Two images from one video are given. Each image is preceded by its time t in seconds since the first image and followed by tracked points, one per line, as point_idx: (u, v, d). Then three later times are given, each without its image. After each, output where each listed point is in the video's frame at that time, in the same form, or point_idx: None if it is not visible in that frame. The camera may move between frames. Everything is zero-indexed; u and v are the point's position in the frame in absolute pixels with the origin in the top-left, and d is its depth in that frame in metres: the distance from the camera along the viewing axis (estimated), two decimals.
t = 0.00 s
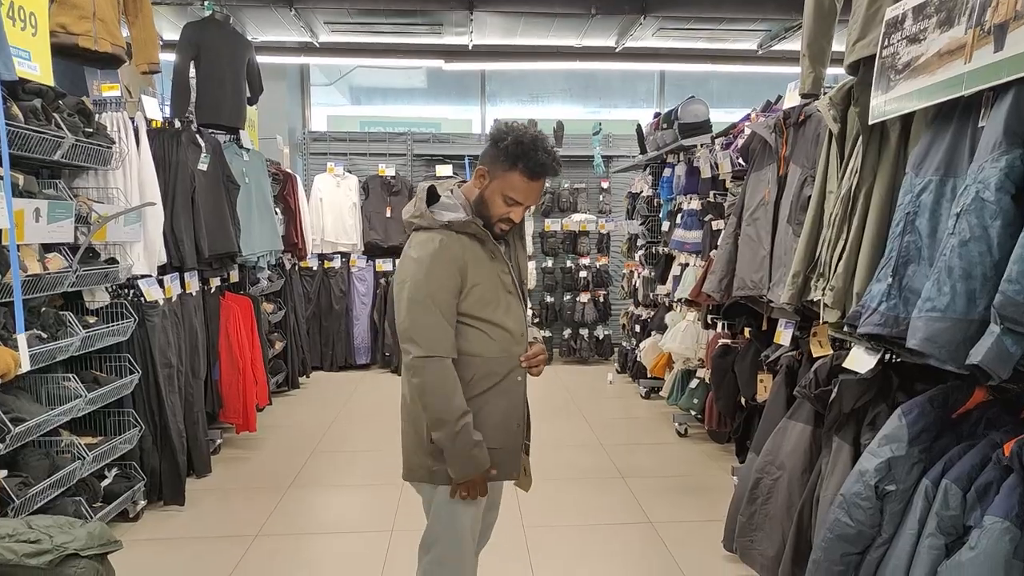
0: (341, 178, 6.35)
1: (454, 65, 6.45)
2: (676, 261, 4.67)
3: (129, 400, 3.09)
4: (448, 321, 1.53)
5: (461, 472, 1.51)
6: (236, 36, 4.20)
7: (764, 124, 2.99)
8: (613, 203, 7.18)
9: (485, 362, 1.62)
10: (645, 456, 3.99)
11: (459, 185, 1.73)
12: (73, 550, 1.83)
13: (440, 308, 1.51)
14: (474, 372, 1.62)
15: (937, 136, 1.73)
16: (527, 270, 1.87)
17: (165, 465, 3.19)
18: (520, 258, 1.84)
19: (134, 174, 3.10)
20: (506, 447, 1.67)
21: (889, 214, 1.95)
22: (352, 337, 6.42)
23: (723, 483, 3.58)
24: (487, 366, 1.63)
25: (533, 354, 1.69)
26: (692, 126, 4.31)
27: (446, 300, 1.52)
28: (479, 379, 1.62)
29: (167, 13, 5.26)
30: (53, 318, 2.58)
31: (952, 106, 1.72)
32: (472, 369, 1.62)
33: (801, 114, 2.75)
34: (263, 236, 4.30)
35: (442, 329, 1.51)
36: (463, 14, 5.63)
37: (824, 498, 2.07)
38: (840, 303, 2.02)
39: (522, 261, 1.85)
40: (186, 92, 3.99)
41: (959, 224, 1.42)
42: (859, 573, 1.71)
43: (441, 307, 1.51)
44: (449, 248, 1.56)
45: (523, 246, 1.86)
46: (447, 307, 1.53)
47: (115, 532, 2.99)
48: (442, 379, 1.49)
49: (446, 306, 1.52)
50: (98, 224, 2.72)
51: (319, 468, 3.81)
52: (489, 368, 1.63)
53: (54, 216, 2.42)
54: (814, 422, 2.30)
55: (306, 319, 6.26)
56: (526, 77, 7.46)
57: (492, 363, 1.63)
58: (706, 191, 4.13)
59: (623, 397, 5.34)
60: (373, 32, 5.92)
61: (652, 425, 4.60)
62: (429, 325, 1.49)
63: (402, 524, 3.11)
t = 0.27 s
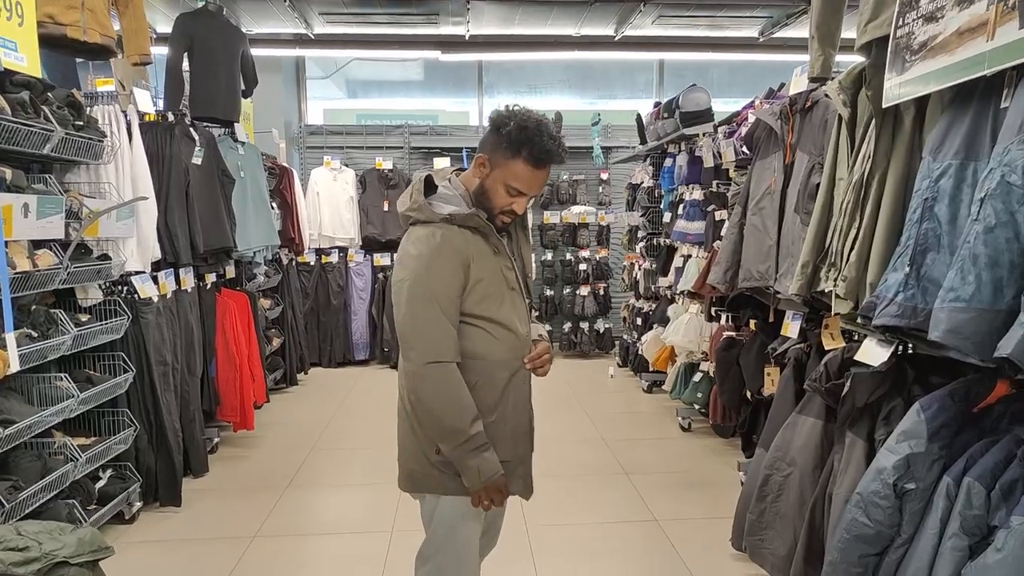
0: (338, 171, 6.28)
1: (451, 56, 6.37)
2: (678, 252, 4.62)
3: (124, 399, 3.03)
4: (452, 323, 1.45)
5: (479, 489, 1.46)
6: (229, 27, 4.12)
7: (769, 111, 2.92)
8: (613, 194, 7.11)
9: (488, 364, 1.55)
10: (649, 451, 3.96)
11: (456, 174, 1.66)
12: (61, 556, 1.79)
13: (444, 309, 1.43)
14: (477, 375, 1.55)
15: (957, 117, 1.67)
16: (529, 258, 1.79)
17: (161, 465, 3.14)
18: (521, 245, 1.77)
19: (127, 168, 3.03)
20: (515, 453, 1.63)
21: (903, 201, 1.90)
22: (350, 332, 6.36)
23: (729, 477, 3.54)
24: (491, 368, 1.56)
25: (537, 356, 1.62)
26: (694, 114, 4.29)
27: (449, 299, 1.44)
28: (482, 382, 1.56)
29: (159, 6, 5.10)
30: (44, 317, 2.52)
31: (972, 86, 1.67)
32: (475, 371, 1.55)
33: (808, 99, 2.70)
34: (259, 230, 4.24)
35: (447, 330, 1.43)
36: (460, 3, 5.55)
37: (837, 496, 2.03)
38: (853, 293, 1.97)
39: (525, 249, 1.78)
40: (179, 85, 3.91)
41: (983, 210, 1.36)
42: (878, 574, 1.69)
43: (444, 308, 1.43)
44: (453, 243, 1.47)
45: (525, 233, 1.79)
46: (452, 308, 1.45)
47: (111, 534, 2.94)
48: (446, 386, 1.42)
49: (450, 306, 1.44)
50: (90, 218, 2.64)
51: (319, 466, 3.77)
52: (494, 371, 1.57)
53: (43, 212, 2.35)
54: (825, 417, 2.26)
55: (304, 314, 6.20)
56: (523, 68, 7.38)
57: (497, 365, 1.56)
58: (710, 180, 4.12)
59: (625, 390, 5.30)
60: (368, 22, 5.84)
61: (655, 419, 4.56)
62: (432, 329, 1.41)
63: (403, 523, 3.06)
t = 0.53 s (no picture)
0: (333, 163, 6.20)
1: (446, 44, 6.26)
2: (679, 241, 4.55)
3: (115, 398, 2.96)
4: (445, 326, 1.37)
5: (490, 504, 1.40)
6: (220, 15, 4.03)
7: (774, 95, 2.83)
8: (612, 184, 7.03)
9: (486, 368, 1.48)
10: (652, 444, 3.90)
11: (448, 163, 1.56)
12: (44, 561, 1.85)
13: (436, 312, 1.34)
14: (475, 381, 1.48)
15: (978, 95, 1.59)
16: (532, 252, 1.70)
17: (154, 464, 3.08)
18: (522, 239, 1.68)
19: (114, 160, 2.94)
20: (518, 459, 1.56)
21: (918, 185, 1.82)
22: (348, 326, 6.29)
23: (734, 470, 3.48)
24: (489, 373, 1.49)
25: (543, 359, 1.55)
26: (695, 101, 4.21)
27: (443, 302, 1.36)
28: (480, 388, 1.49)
29: None
30: (29, 314, 2.45)
31: (993, 62, 1.59)
32: (472, 376, 1.47)
33: (814, 83, 2.60)
34: (253, 223, 4.15)
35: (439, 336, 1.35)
36: None
37: (851, 492, 1.96)
38: (866, 282, 1.89)
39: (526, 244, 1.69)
40: (168, 76, 3.82)
41: (1011, 194, 1.29)
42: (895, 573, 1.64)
43: (437, 311, 1.34)
44: (443, 241, 1.39)
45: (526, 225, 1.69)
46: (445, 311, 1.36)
47: (103, 535, 2.88)
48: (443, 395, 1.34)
49: (443, 310, 1.36)
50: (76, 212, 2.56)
51: (317, 462, 3.70)
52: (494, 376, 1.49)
53: (26, 205, 2.27)
54: (836, 410, 2.19)
55: (301, 308, 6.13)
56: (520, 56, 7.28)
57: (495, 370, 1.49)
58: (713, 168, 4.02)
59: (627, 382, 5.24)
60: (362, 11, 5.74)
61: (657, 411, 4.50)
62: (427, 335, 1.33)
63: (402, 521, 3.00)
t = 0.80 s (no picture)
0: (331, 158, 6.13)
1: (446, 37, 6.19)
2: (682, 238, 4.48)
3: (106, 397, 2.90)
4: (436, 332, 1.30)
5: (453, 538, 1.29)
6: (216, 6, 3.95)
7: (781, 89, 2.76)
8: (613, 179, 6.97)
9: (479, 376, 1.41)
10: (653, 443, 3.84)
11: (448, 155, 1.50)
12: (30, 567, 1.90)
13: (428, 316, 1.27)
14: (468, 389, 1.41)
15: (996, 88, 1.52)
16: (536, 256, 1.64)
17: (146, 464, 3.03)
18: (526, 241, 1.61)
19: (105, 153, 2.88)
20: (520, 469, 1.49)
21: (933, 180, 1.76)
22: (346, 323, 6.23)
23: (737, 470, 3.43)
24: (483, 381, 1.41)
25: (546, 364, 1.49)
26: (699, 95, 4.14)
27: (436, 306, 1.29)
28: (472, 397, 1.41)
29: None
30: (15, 310, 2.38)
31: (1013, 54, 1.52)
32: (464, 384, 1.40)
33: (823, 76, 2.54)
34: (249, 218, 4.08)
35: (429, 342, 1.28)
36: None
37: (860, 494, 1.90)
38: (878, 279, 1.84)
39: (530, 246, 1.62)
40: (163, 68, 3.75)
41: None
42: None
43: (429, 315, 1.27)
44: (438, 241, 1.32)
45: (531, 227, 1.63)
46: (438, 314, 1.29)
47: (94, 536, 2.82)
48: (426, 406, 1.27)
49: (435, 314, 1.28)
50: (65, 205, 2.50)
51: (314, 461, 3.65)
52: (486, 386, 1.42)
53: (12, 198, 2.21)
54: (845, 409, 2.13)
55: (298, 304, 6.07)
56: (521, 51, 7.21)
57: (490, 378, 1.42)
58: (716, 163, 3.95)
59: (628, 380, 5.18)
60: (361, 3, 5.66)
61: (659, 409, 4.44)
62: (414, 342, 1.24)
63: (399, 522, 2.94)
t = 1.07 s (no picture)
0: (324, 150, 6.07)
1: (439, 28, 6.12)
2: (679, 229, 4.45)
3: (96, 394, 2.86)
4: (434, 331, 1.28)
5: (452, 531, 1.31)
6: None
7: (780, 77, 2.72)
8: (609, 171, 6.93)
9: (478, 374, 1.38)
10: (651, 436, 3.82)
11: (452, 143, 1.46)
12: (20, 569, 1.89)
13: (425, 314, 1.24)
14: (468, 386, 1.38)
15: (1006, 74, 1.49)
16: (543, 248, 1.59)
17: (138, 461, 2.98)
18: (532, 234, 1.56)
19: (92, 146, 2.82)
20: (524, 464, 1.46)
21: (938, 168, 1.73)
22: (340, 317, 6.18)
23: (736, 463, 3.41)
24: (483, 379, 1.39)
25: (548, 362, 1.45)
26: (697, 85, 4.10)
27: (433, 304, 1.26)
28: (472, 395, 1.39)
29: None
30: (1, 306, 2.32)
31: None
32: (464, 381, 1.38)
33: (824, 64, 2.51)
34: (241, 212, 4.03)
35: (426, 341, 1.25)
36: None
37: (863, 487, 1.88)
38: (881, 270, 1.81)
39: (536, 239, 1.57)
40: (150, 60, 3.69)
41: None
42: (913, 571, 1.56)
43: (425, 313, 1.25)
44: (436, 237, 1.28)
45: (538, 219, 1.57)
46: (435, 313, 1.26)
47: (86, 535, 2.78)
48: (423, 404, 1.26)
49: (432, 312, 1.26)
50: (52, 200, 2.45)
51: (309, 457, 3.61)
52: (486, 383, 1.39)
53: None
54: (846, 401, 2.11)
55: (291, 299, 6.02)
56: (515, 42, 7.14)
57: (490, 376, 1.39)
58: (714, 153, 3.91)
59: (624, 372, 5.16)
60: None
61: (656, 402, 4.43)
62: (410, 342, 1.23)
63: (396, 518, 2.91)
